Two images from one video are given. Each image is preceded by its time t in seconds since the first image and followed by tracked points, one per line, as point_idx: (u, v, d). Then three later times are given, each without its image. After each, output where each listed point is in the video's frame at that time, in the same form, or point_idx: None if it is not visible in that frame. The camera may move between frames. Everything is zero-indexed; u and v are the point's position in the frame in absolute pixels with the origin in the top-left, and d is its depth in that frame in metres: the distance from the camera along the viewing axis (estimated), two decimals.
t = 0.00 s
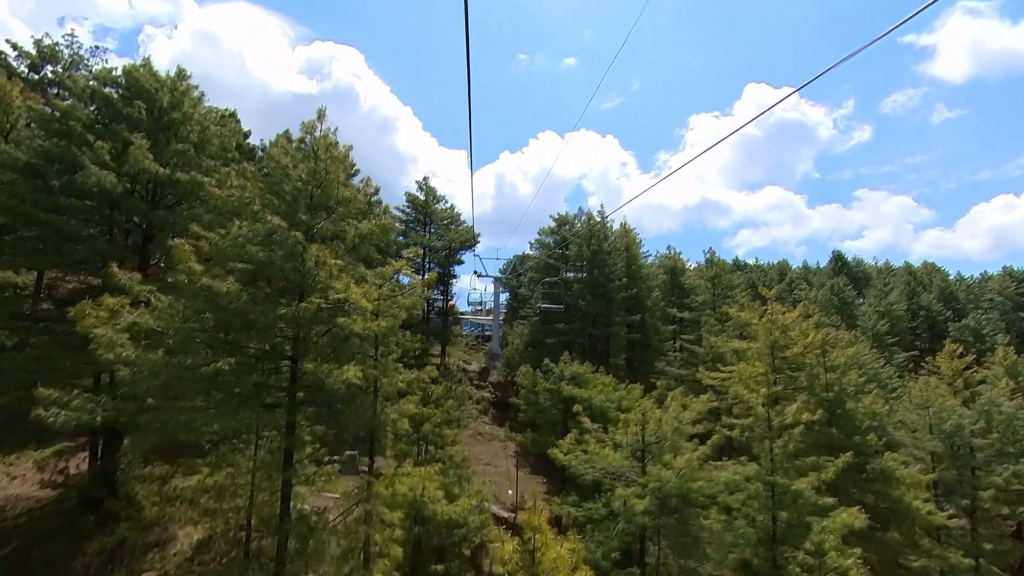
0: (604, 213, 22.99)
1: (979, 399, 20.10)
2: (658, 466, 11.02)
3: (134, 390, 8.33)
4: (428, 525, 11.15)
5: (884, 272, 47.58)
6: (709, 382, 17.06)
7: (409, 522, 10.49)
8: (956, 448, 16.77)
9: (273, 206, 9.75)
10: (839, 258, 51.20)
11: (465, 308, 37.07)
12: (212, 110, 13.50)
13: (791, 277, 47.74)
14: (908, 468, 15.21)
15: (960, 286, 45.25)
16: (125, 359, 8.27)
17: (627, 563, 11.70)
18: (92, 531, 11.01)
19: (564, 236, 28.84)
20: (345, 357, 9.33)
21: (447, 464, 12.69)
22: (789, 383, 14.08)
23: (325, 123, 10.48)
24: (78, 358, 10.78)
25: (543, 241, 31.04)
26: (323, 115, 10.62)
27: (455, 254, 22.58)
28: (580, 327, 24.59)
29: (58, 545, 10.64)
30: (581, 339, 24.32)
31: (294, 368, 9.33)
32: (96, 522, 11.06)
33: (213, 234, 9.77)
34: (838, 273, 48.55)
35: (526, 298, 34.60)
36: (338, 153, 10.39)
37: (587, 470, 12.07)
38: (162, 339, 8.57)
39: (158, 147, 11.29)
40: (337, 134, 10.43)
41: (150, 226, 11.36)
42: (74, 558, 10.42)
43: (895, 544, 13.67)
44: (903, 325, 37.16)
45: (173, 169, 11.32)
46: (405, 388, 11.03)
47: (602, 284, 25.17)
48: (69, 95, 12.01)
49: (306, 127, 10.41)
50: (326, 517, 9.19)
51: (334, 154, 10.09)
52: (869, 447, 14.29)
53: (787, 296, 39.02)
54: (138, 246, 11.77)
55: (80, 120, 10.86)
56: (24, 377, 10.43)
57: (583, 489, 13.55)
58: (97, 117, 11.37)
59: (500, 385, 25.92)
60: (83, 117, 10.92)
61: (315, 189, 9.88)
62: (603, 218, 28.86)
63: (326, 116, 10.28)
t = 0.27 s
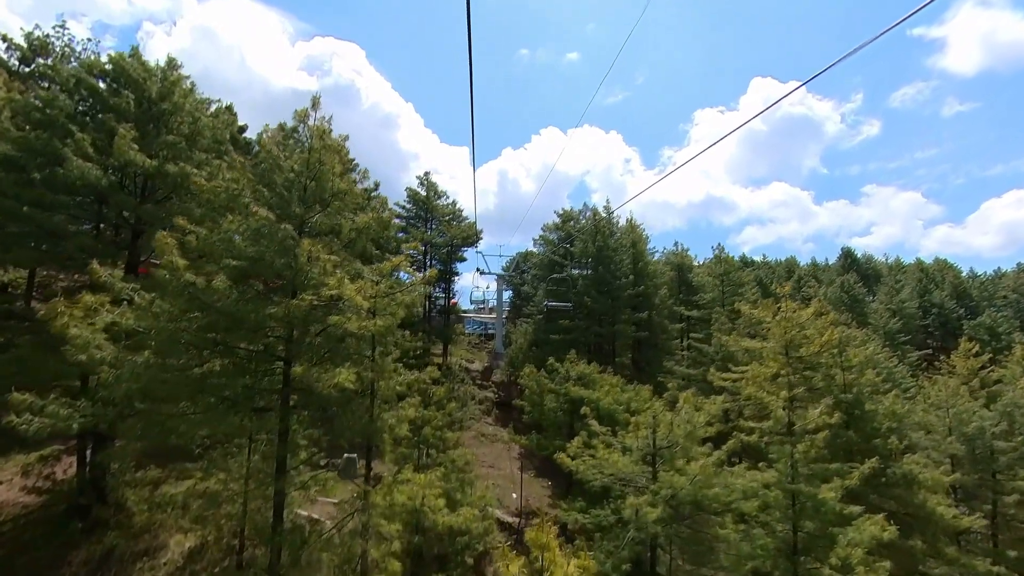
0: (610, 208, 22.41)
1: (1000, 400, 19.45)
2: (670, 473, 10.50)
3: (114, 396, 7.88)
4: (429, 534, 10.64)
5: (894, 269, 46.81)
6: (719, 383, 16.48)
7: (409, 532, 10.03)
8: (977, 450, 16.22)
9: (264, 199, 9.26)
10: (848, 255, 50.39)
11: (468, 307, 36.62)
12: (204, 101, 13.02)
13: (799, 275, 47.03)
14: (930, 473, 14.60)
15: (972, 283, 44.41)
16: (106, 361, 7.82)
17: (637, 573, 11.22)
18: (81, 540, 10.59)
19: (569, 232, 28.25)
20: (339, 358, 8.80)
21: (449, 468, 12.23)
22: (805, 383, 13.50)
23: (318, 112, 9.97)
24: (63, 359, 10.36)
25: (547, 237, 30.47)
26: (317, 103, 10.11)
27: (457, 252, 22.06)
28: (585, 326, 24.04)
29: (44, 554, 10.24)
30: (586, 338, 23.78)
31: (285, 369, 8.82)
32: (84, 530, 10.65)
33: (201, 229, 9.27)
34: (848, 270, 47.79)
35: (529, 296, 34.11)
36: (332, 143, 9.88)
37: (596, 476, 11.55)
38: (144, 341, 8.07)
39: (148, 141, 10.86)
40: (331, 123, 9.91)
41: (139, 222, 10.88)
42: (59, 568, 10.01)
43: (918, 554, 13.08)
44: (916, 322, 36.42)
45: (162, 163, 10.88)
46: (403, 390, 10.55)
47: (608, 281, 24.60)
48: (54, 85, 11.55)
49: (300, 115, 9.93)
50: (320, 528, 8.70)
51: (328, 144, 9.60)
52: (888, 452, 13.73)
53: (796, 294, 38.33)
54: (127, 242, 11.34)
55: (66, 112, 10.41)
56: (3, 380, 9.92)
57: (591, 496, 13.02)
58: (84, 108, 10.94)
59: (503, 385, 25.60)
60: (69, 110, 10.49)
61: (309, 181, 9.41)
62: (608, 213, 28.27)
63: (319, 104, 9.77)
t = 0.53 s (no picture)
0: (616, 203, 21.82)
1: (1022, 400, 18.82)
2: (684, 480, 9.96)
3: (90, 403, 7.31)
4: (430, 544, 10.13)
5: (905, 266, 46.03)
6: (731, 383, 15.91)
7: (409, 542, 9.55)
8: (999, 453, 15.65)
9: (254, 190, 8.73)
10: (857, 252, 49.58)
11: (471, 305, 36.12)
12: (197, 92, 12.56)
13: (808, 272, 46.30)
14: (952, 478, 14.01)
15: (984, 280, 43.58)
16: (83, 364, 7.35)
17: None
18: (67, 548, 10.18)
19: (574, 228, 27.68)
20: (333, 359, 8.32)
21: (450, 473, 11.76)
22: (821, 384, 12.94)
23: (312, 99, 9.47)
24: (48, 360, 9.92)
25: (552, 234, 29.91)
26: (311, 91, 9.61)
27: (459, 248, 21.54)
28: (590, 325, 23.50)
29: (28, 563, 9.83)
30: (591, 337, 23.25)
31: (275, 372, 8.33)
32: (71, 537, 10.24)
33: (188, 223, 8.79)
34: (857, 267, 47.02)
35: (533, 293, 33.58)
36: (326, 132, 9.37)
37: (605, 482, 11.03)
38: (123, 341, 7.58)
39: (134, 132, 10.45)
40: (325, 111, 9.41)
41: (126, 217, 10.44)
42: None
43: (943, 563, 12.50)
44: (928, 320, 35.72)
45: (150, 154, 10.42)
46: (402, 392, 10.07)
47: (614, 278, 24.03)
48: (38, 74, 11.08)
49: (292, 103, 9.42)
50: (314, 540, 8.22)
51: (322, 133, 9.11)
52: (909, 456, 13.17)
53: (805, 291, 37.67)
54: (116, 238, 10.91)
55: (48, 103, 10.04)
56: None
57: (600, 503, 12.47)
58: (69, 98, 10.54)
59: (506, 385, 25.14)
60: (52, 100, 10.11)
61: (302, 173, 8.94)
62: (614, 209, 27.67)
63: (313, 91, 9.27)
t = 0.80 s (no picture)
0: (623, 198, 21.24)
1: None
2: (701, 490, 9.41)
3: (65, 407, 6.85)
4: (431, 554, 9.66)
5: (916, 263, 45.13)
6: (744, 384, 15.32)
7: (408, 554, 9.07)
8: None
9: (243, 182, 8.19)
10: (868, 248, 48.70)
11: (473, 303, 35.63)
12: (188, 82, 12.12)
13: (817, 269, 45.49)
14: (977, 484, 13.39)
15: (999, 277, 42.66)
16: (58, 366, 6.91)
17: None
18: (54, 556, 9.80)
19: (579, 224, 27.10)
20: (326, 362, 7.84)
21: (452, 478, 11.28)
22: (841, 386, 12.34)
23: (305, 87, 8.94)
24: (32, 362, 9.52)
25: (556, 230, 29.34)
26: (303, 77, 9.08)
27: (461, 245, 21.04)
28: (596, 323, 22.96)
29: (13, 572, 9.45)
30: (597, 335, 22.71)
31: (264, 374, 7.85)
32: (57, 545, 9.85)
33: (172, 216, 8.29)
34: (868, 264, 46.17)
35: (537, 291, 33.06)
36: (319, 121, 8.83)
37: (614, 489, 10.50)
38: (102, 342, 7.12)
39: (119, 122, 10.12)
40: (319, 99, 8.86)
41: (112, 212, 10.03)
42: None
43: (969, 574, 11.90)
44: (941, 318, 34.93)
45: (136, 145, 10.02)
46: (400, 395, 9.58)
47: (620, 276, 23.46)
48: (22, 63, 10.65)
49: (284, 90, 8.91)
50: (307, 552, 7.76)
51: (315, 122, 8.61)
52: (933, 461, 12.56)
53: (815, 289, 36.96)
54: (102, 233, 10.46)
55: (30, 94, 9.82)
56: None
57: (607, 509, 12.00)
58: (52, 87, 10.23)
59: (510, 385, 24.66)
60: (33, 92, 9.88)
61: (294, 163, 8.44)
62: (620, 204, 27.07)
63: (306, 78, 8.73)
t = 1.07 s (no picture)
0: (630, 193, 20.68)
1: None
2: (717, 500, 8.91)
3: (38, 414, 6.42)
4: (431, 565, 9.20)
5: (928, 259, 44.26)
6: (756, 384, 14.78)
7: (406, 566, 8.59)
8: None
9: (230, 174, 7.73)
10: (878, 245, 47.84)
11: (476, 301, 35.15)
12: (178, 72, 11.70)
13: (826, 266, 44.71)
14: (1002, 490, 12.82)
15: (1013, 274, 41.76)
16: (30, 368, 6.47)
17: None
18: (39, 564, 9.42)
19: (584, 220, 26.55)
20: (318, 363, 7.37)
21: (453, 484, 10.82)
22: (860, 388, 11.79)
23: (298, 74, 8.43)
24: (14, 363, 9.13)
25: (560, 226, 28.78)
26: (295, 63, 8.59)
27: (463, 242, 20.55)
28: (601, 322, 22.44)
29: None
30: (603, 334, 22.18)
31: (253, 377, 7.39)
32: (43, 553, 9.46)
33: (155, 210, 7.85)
34: (878, 261, 45.34)
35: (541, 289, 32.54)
36: (312, 109, 8.34)
37: (624, 497, 10.01)
38: (79, 344, 6.67)
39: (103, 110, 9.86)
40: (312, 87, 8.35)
41: (96, 206, 9.58)
42: None
43: None
44: (954, 316, 34.16)
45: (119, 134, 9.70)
46: (398, 398, 9.10)
47: (627, 272, 22.89)
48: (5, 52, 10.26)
49: (275, 77, 8.41)
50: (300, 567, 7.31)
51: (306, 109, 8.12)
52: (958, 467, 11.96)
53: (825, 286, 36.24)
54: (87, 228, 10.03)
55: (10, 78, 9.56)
56: None
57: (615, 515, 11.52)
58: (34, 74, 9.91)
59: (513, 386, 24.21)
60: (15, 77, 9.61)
61: (284, 154, 7.96)
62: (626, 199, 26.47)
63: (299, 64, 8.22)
